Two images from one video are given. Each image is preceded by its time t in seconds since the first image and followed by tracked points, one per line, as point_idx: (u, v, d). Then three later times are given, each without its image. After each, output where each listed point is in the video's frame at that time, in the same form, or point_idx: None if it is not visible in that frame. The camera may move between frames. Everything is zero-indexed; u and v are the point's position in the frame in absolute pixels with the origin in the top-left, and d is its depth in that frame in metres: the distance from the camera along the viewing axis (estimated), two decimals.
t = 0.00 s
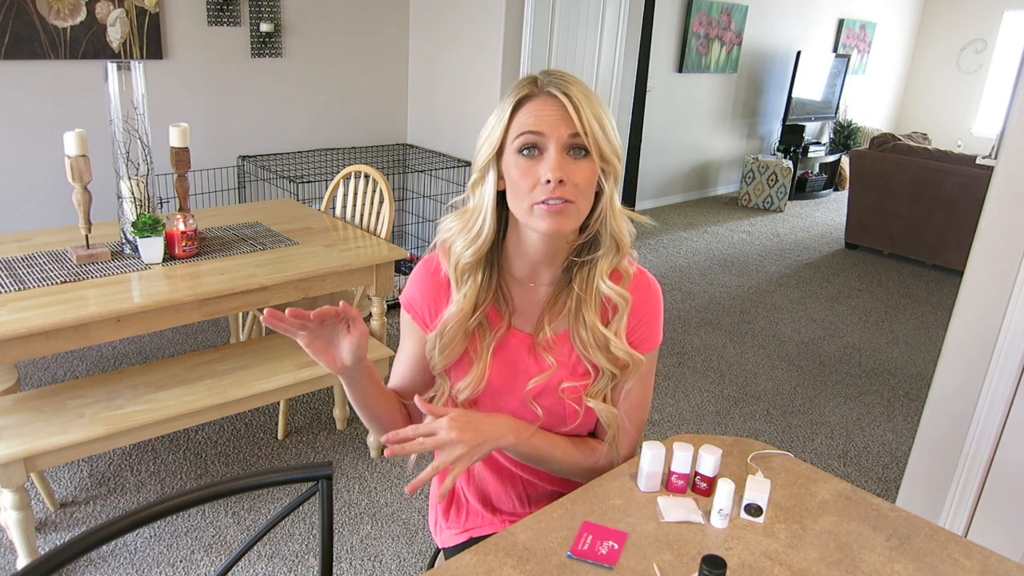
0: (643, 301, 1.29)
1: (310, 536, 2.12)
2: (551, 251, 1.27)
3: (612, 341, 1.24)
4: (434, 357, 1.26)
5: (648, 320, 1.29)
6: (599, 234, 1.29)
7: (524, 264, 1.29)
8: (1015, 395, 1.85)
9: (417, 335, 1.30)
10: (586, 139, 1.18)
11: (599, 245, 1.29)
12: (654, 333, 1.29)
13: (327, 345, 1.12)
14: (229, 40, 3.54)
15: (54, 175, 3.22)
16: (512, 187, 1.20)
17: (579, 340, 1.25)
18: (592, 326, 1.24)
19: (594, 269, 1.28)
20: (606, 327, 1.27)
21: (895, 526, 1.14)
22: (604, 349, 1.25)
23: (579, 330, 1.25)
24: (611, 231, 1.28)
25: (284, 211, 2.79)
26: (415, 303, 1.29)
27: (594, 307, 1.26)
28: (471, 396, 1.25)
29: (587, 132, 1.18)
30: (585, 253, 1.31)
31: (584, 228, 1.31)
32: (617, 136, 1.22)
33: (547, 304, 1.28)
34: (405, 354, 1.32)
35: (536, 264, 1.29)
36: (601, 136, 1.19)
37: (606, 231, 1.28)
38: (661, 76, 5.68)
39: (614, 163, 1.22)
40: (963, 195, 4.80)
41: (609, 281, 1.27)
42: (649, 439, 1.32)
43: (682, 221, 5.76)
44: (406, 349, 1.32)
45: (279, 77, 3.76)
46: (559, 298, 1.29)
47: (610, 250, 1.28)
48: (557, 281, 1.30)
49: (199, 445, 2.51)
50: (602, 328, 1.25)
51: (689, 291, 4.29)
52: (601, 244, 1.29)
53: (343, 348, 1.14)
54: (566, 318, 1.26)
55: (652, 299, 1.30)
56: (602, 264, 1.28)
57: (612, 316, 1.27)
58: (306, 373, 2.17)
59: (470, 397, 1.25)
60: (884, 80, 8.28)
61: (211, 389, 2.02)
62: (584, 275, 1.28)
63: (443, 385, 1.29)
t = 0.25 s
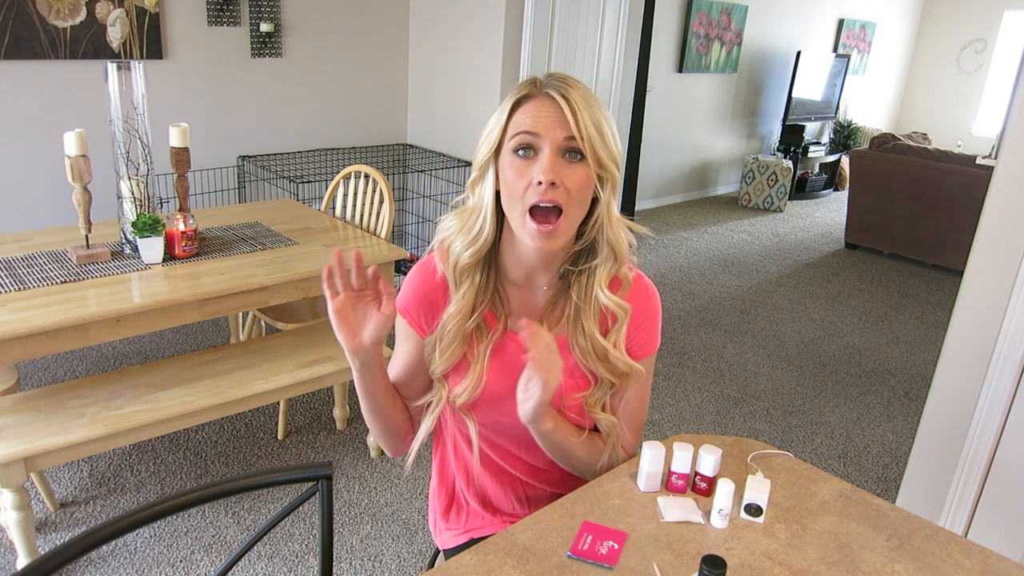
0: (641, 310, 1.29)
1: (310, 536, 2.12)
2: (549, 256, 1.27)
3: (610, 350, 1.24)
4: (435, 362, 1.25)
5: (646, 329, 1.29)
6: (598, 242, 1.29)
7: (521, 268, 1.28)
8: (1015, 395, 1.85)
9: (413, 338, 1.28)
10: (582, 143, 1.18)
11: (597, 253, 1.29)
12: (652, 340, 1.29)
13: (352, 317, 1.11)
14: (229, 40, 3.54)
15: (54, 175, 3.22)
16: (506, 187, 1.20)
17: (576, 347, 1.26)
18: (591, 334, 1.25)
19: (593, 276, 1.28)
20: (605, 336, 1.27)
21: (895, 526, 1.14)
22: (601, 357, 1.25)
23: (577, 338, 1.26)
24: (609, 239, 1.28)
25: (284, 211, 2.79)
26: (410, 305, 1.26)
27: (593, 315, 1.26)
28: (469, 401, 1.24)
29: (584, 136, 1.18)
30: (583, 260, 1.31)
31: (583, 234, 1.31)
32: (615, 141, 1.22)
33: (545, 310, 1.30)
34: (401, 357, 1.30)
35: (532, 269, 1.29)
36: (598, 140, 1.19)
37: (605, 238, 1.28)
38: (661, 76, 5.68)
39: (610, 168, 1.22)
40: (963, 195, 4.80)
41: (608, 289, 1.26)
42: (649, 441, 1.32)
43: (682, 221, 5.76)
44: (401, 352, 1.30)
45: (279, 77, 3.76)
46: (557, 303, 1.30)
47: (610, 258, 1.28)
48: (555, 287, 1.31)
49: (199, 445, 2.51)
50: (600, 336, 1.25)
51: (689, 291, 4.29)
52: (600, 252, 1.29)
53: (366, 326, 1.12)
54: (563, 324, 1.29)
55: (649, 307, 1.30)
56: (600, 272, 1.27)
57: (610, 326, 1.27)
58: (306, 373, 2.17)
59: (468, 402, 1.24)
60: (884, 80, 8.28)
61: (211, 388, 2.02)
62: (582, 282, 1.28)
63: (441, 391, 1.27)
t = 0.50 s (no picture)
0: (642, 308, 1.30)
1: (310, 536, 2.12)
2: (550, 256, 1.27)
3: (612, 348, 1.25)
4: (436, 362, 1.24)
5: (647, 327, 1.29)
6: (600, 241, 1.29)
7: (522, 267, 1.28)
8: (1015, 395, 1.84)
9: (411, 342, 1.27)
10: (585, 145, 1.18)
11: (599, 252, 1.29)
12: (653, 339, 1.30)
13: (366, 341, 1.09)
14: (228, 40, 3.54)
15: (54, 175, 3.22)
16: (508, 188, 1.20)
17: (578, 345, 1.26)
18: (594, 334, 1.26)
19: (595, 275, 1.28)
20: (606, 335, 1.28)
21: (895, 526, 1.14)
22: (602, 355, 1.26)
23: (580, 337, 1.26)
24: (611, 238, 1.28)
25: (284, 211, 2.79)
26: (411, 308, 1.27)
27: (594, 313, 1.27)
28: (473, 400, 1.24)
29: (587, 138, 1.18)
30: (586, 259, 1.31)
31: (585, 233, 1.31)
32: (617, 143, 1.22)
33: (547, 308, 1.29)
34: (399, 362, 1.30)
35: (534, 269, 1.28)
36: (601, 142, 1.19)
37: (607, 238, 1.29)
38: (661, 76, 5.68)
39: (612, 169, 1.22)
40: (963, 195, 4.80)
41: (609, 287, 1.27)
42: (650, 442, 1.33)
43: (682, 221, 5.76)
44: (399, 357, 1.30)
45: (279, 77, 3.76)
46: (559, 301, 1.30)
47: (611, 257, 1.29)
48: (556, 286, 1.31)
49: (199, 445, 2.51)
50: (601, 335, 1.26)
51: (689, 291, 4.29)
52: (601, 252, 1.29)
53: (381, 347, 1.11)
54: (565, 323, 1.28)
55: (650, 306, 1.30)
56: (602, 271, 1.28)
57: (612, 324, 1.28)
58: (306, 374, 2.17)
59: (471, 401, 1.24)
60: (884, 80, 8.28)
61: (211, 389, 2.02)
62: (584, 281, 1.29)
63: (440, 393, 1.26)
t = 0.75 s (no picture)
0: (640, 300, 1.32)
1: (310, 536, 2.12)
2: (550, 255, 1.26)
3: (617, 343, 1.27)
4: (441, 366, 1.23)
5: (646, 318, 1.33)
6: (598, 238, 1.30)
7: (521, 268, 1.28)
8: (1015, 395, 1.84)
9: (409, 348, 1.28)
10: (583, 145, 1.18)
11: (597, 248, 1.30)
12: (651, 332, 1.33)
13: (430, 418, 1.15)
14: (229, 40, 3.54)
15: (54, 175, 3.22)
16: (507, 191, 1.19)
17: (581, 341, 1.27)
18: (598, 329, 1.27)
19: (595, 271, 1.29)
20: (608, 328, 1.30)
21: (895, 526, 1.14)
22: (607, 349, 1.27)
23: (583, 333, 1.27)
24: (609, 234, 1.29)
25: (284, 211, 2.79)
26: (409, 317, 1.26)
27: (597, 309, 1.28)
28: (478, 403, 1.24)
29: (586, 138, 1.18)
30: (584, 255, 1.31)
31: (582, 230, 1.32)
32: (615, 142, 1.22)
33: (549, 306, 1.29)
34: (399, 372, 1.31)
35: (533, 269, 1.28)
36: (599, 141, 1.19)
37: (605, 234, 1.29)
38: (661, 76, 5.68)
39: (609, 168, 1.22)
40: (963, 195, 4.80)
41: (610, 282, 1.29)
42: (651, 442, 1.35)
43: (682, 221, 5.76)
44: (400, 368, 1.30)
45: (279, 77, 3.76)
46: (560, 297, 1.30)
47: (610, 253, 1.30)
48: (556, 285, 1.31)
49: (199, 445, 2.51)
50: (604, 328, 1.28)
51: (689, 291, 4.29)
52: (599, 248, 1.30)
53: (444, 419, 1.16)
54: (568, 321, 1.28)
55: (648, 297, 1.34)
56: (603, 266, 1.29)
57: (614, 318, 1.30)
58: (306, 373, 2.17)
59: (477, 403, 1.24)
60: (884, 80, 8.28)
61: (211, 389, 2.02)
62: (583, 279, 1.30)
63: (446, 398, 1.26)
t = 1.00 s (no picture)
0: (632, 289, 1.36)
1: (310, 536, 2.12)
2: (542, 248, 1.26)
3: (618, 333, 1.30)
4: (444, 369, 1.21)
5: (637, 305, 1.36)
6: (590, 231, 1.30)
7: (517, 265, 1.28)
8: (1016, 395, 1.84)
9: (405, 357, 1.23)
10: (574, 137, 1.18)
11: (590, 241, 1.30)
12: (642, 318, 1.37)
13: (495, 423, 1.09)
14: (229, 40, 3.54)
15: (54, 175, 3.22)
16: (502, 188, 1.18)
17: (581, 334, 1.29)
18: (597, 322, 1.29)
19: (590, 265, 1.30)
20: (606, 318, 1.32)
21: (895, 526, 1.14)
22: (608, 339, 1.30)
23: (583, 326, 1.29)
24: (600, 226, 1.29)
25: (284, 211, 2.79)
26: (408, 323, 1.22)
27: (594, 302, 1.30)
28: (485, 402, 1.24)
29: (576, 131, 1.18)
30: (576, 249, 1.32)
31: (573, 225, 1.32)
32: (604, 135, 1.23)
33: (547, 302, 1.29)
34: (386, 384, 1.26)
35: (529, 264, 1.28)
36: (589, 133, 1.19)
37: (596, 227, 1.30)
38: (661, 76, 5.68)
39: (600, 160, 1.22)
40: (963, 195, 4.79)
41: (604, 274, 1.31)
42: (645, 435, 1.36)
43: (683, 221, 5.76)
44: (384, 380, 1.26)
45: (279, 77, 3.76)
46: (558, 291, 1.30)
47: (601, 245, 1.31)
48: (552, 280, 1.31)
49: (199, 445, 2.51)
50: (603, 319, 1.30)
51: (689, 291, 4.29)
52: (592, 241, 1.30)
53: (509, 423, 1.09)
54: (567, 314, 1.29)
55: (636, 283, 1.39)
56: (597, 259, 1.30)
57: (610, 307, 1.33)
58: (306, 373, 2.17)
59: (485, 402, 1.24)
60: (884, 80, 8.28)
61: (211, 389, 2.02)
62: (579, 273, 1.30)
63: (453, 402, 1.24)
